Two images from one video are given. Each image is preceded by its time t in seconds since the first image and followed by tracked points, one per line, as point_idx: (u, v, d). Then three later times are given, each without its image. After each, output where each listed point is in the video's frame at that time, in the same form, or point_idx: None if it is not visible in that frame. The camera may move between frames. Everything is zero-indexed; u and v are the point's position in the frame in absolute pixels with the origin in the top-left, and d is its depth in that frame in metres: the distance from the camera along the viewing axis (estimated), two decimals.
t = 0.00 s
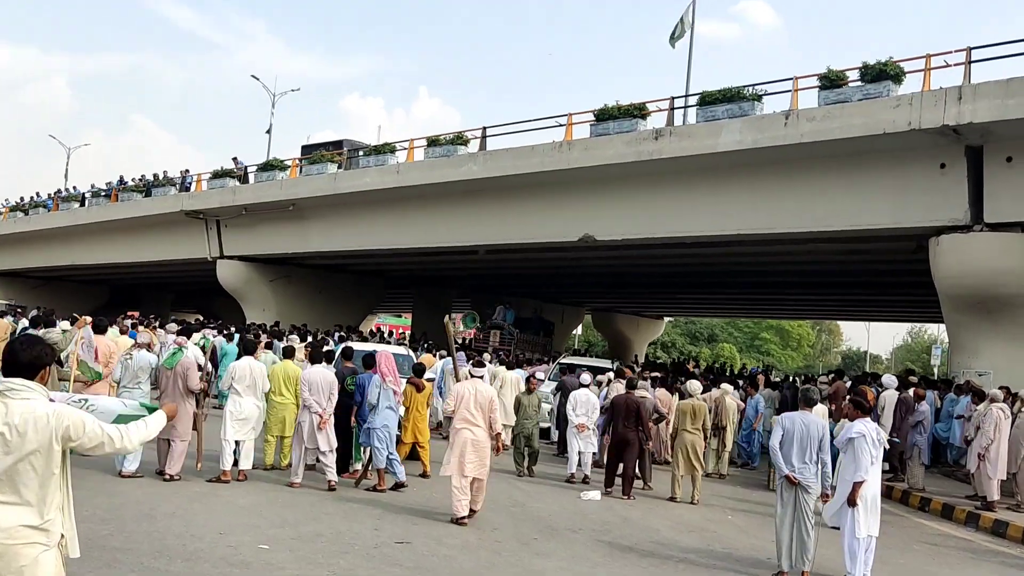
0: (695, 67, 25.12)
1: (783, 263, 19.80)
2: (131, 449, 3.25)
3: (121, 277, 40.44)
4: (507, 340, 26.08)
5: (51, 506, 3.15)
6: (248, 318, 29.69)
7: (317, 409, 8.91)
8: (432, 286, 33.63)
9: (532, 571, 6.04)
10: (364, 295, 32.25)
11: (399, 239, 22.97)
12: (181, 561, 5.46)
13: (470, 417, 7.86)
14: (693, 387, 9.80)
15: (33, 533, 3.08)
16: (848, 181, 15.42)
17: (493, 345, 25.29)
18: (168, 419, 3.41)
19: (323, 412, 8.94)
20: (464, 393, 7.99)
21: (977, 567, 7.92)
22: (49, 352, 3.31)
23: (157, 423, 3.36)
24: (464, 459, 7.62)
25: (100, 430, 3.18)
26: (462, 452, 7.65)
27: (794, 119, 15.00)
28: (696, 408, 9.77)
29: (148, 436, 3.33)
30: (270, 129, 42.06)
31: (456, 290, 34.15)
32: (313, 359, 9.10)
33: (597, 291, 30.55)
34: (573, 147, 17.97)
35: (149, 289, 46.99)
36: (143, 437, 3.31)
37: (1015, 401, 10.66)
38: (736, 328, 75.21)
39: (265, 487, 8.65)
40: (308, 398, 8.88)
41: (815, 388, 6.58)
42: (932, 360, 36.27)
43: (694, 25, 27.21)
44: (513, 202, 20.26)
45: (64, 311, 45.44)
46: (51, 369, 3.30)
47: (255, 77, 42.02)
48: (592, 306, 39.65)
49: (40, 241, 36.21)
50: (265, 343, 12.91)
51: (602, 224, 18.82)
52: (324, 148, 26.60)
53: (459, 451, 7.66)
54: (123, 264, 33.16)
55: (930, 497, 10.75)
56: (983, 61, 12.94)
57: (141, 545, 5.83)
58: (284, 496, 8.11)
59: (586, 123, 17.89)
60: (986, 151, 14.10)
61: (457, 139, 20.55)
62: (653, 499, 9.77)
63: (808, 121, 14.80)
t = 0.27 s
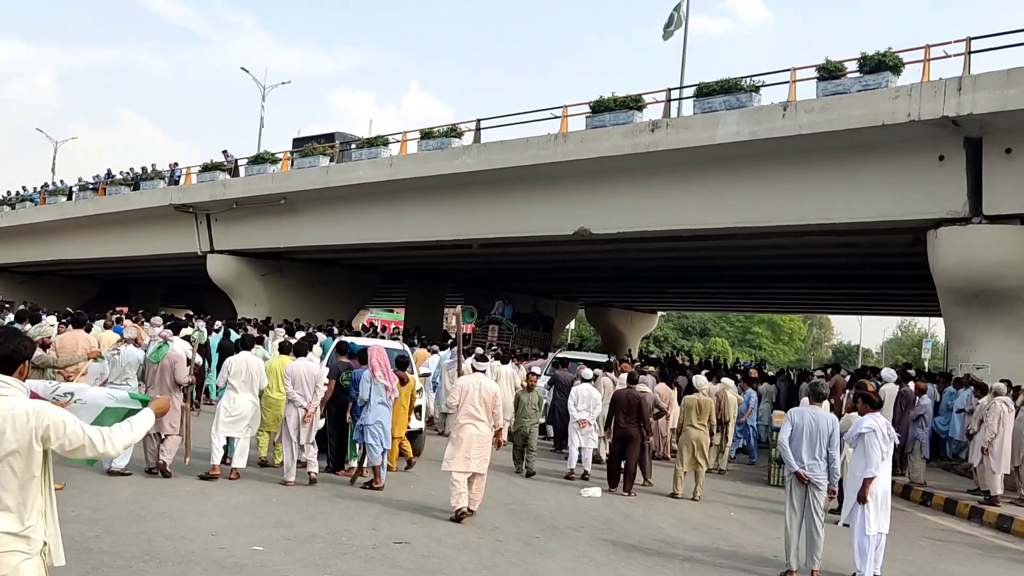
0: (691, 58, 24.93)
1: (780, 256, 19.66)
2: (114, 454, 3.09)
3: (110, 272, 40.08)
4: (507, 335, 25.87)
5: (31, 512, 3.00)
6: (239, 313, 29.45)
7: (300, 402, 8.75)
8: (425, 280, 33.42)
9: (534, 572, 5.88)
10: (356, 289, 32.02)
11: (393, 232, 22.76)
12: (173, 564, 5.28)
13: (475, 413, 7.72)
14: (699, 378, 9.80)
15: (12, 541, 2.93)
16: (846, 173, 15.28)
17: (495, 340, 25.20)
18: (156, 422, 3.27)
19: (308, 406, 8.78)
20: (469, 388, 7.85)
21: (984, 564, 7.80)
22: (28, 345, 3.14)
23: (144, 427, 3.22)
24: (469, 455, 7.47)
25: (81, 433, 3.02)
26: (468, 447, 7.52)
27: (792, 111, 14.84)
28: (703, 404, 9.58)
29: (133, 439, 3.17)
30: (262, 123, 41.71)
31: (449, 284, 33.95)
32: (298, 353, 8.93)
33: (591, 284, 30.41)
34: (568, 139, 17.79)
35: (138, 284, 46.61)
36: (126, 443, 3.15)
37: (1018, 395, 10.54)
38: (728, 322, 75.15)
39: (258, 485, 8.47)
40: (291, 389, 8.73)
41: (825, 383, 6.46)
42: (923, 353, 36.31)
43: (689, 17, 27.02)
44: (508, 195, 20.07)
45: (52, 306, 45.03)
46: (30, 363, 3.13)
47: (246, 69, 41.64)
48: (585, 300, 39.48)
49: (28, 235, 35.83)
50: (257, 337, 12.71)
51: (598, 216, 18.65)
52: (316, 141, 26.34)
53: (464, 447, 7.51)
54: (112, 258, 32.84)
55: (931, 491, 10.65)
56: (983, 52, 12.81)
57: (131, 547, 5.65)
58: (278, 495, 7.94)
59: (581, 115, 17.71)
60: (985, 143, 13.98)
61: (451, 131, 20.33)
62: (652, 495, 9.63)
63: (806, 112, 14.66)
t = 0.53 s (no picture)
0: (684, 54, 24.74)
1: (776, 252, 19.48)
2: (96, 471, 2.97)
3: (98, 270, 39.67)
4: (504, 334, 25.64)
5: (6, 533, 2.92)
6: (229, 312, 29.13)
7: (290, 402, 8.47)
8: (417, 278, 33.16)
9: None
10: (347, 287, 31.74)
11: (384, 229, 22.50)
12: None
13: (474, 413, 7.49)
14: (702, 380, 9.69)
15: None
16: (845, 168, 15.10)
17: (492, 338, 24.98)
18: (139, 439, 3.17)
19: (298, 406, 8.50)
20: (468, 388, 7.62)
21: (994, 566, 7.61)
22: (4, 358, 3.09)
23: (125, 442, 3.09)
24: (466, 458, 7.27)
25: (62, 448, 2.90)
26: (468, 449, 7.31)
27: (790, 105, 14.64)
28: (706, 404, 9.40)
29: (117, 455, 3.05)
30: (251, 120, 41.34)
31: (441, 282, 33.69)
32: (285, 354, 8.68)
33: (584, 281, 30.20)
34: (563, 135, 17.56)
35: (127, 282, 46.18)
36: (112, 458, 3.03)
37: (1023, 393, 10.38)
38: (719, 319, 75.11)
39: (249, 489, 8.23)
40: (280, 390, 8.45)
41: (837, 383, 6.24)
42: (915, 349, 36.29)
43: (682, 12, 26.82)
44: (501, 191, 19.83)
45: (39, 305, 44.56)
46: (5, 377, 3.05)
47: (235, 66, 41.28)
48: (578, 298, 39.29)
49: (15, 234, 35.40)
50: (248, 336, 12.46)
51: (593, 213, 18.43)
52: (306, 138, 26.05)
53: (462, 449, 7.30)
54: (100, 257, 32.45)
55: (936, 491, 10.48)
56: (984, 45, 12.65)
57: (117, 557, 5.41)
58: (270, 499, 7.69)
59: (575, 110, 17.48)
60: (986, 137, 13.81)
61: (443, 127, 20.09)
62: (653, 497, 9.42)
63: (804, 106, 14.46)
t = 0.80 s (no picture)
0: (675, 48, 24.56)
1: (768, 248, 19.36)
2: (72, 469, 2.92)
3: (85, 268, 39.27)
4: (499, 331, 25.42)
5: None
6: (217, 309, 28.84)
7: (276, 401, 8.27)
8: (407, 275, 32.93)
9: None
10: (336, 284, 31.49)
11: (373, 226, 22.27)
12: None
13: (464, 411, 7.31)
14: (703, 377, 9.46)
15: None
16: (839, 162, 14.96)
17: (484, 335, 24.78)
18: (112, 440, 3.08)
19: (283, 406, 8.32)
20: (458, 384, 7.43)
21: (998, 565, 7.47)
22: None
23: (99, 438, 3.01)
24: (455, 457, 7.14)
25: (34, 449, 2.86)
26: (458, 447, 7.16)
27: (784, 98, 14.50)
28: (704, 401, 9.24)
29: (93, 452, 2.96)
30: (239, 115, 40.99)
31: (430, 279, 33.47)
32: (272, 351, 8.42)
33: (574, 278, 30.03)
34: (554, 130, 17.37)
35: (113, 280, 45.77)
36: (87, 454, 2.96)
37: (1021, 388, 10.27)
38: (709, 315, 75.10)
39: (236, 490, 8.01)
40: (268, 389, 8.23)
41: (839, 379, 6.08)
42: (905, 345, 36.27)
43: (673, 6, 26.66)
44: (491, 187, 19.63)
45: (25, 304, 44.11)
46: None
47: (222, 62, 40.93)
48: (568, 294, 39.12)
49: None
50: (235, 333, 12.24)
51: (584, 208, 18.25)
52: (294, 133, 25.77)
53: (450, 448, 7.17)
54: (86, 254, 32.09)
55: (936, 489, 10.35)
56: (980, 37, 12.52)
57: (97, 563, 5.19)
58: (258, 501, 7.49)
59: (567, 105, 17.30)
60: (982, 130, 13.69)
61: (433, 122, 19.87)
62: (649, 496, 9.25)
63: (798, 100, 14.32)
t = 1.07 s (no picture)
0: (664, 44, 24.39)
1: (758, 245, 19.23)
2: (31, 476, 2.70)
3: (68, 267, 38.81)
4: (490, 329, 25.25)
5: None
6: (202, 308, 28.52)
7: (259, 401, 8.04)
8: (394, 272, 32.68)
9: None
10: (323, 282, 31.21)
11: (360, 223, 22.03)
12: None
13: (445, 411, 7.13)
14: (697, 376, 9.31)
15: None
16: (831, 159, 14.83)
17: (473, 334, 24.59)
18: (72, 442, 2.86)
19: (267, 404, 8.08)
20: (437, 384, 7.22)
21: (998, 568, 7.33)
22: None
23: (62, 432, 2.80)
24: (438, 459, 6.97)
25: None
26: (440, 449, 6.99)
27: (775, 94, 14.35)
28: (698, 401, 9.06)
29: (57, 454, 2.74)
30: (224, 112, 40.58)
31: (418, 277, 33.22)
32: (256, 349, 8.16)
33: (563, 275, 29.85)
34: (543, 126, 17.18)
35: (97, 278, 45.29)
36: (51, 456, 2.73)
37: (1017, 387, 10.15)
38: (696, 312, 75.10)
39: (219, 494, 7.79)
40: (251, 389, 8.00)
41: (836, 378, 5.89)
42: (892, 342, 36.30)
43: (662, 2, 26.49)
44: (479, 184, 19.42)
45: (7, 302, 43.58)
46: None
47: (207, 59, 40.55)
48: (556, 292, 38.96)
49: None
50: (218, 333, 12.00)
51: (573, 205, 18.07)
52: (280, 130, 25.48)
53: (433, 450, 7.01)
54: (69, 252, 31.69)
55: (931, 489, 10.23)
56: (974, 32, 12.41)
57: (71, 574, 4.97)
58: (241, 506, 7.26)
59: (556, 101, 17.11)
60: (975, 126, 13.59)
61: (421, 118, 19.65)
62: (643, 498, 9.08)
63: (790, 95, 14.17)
